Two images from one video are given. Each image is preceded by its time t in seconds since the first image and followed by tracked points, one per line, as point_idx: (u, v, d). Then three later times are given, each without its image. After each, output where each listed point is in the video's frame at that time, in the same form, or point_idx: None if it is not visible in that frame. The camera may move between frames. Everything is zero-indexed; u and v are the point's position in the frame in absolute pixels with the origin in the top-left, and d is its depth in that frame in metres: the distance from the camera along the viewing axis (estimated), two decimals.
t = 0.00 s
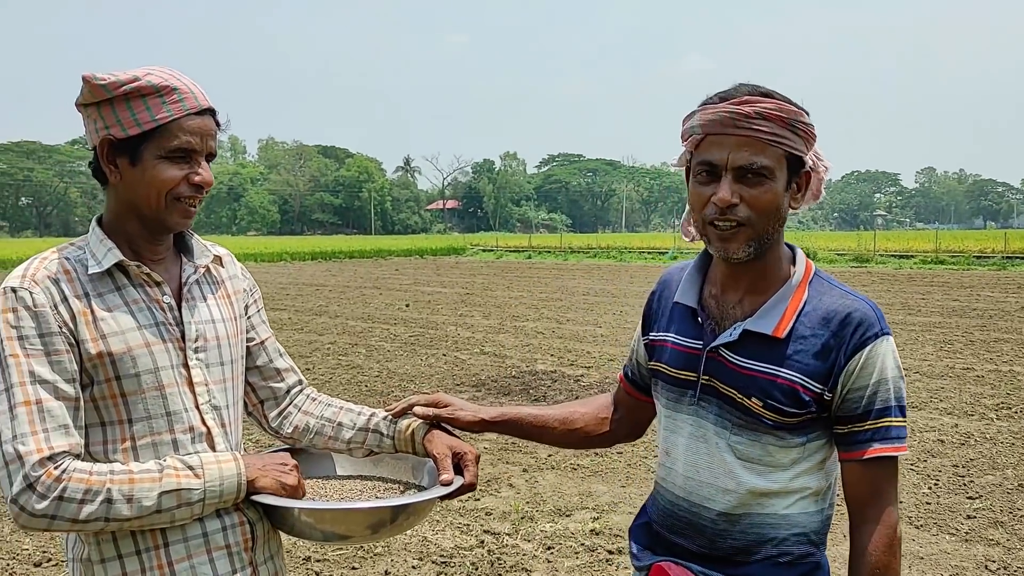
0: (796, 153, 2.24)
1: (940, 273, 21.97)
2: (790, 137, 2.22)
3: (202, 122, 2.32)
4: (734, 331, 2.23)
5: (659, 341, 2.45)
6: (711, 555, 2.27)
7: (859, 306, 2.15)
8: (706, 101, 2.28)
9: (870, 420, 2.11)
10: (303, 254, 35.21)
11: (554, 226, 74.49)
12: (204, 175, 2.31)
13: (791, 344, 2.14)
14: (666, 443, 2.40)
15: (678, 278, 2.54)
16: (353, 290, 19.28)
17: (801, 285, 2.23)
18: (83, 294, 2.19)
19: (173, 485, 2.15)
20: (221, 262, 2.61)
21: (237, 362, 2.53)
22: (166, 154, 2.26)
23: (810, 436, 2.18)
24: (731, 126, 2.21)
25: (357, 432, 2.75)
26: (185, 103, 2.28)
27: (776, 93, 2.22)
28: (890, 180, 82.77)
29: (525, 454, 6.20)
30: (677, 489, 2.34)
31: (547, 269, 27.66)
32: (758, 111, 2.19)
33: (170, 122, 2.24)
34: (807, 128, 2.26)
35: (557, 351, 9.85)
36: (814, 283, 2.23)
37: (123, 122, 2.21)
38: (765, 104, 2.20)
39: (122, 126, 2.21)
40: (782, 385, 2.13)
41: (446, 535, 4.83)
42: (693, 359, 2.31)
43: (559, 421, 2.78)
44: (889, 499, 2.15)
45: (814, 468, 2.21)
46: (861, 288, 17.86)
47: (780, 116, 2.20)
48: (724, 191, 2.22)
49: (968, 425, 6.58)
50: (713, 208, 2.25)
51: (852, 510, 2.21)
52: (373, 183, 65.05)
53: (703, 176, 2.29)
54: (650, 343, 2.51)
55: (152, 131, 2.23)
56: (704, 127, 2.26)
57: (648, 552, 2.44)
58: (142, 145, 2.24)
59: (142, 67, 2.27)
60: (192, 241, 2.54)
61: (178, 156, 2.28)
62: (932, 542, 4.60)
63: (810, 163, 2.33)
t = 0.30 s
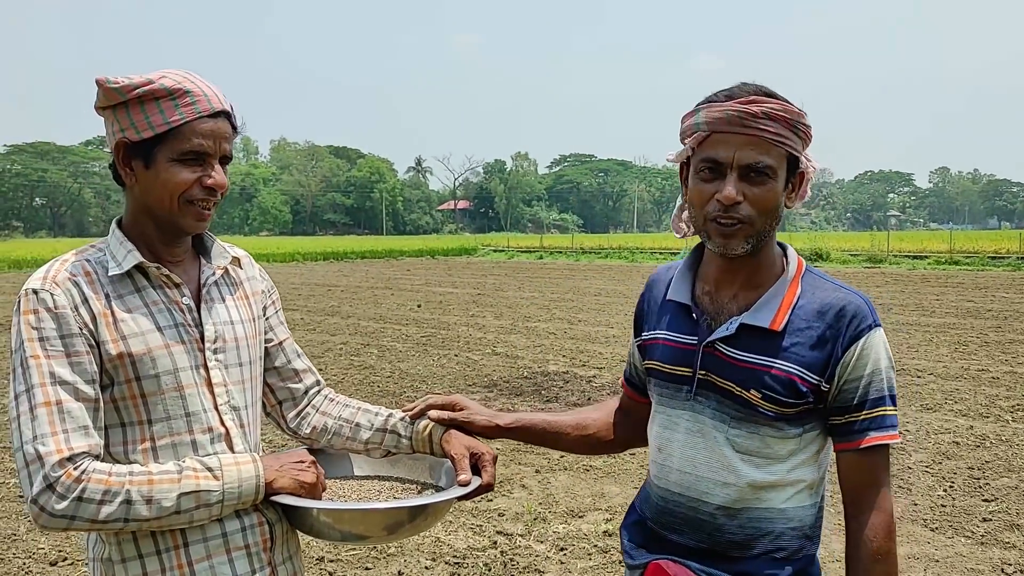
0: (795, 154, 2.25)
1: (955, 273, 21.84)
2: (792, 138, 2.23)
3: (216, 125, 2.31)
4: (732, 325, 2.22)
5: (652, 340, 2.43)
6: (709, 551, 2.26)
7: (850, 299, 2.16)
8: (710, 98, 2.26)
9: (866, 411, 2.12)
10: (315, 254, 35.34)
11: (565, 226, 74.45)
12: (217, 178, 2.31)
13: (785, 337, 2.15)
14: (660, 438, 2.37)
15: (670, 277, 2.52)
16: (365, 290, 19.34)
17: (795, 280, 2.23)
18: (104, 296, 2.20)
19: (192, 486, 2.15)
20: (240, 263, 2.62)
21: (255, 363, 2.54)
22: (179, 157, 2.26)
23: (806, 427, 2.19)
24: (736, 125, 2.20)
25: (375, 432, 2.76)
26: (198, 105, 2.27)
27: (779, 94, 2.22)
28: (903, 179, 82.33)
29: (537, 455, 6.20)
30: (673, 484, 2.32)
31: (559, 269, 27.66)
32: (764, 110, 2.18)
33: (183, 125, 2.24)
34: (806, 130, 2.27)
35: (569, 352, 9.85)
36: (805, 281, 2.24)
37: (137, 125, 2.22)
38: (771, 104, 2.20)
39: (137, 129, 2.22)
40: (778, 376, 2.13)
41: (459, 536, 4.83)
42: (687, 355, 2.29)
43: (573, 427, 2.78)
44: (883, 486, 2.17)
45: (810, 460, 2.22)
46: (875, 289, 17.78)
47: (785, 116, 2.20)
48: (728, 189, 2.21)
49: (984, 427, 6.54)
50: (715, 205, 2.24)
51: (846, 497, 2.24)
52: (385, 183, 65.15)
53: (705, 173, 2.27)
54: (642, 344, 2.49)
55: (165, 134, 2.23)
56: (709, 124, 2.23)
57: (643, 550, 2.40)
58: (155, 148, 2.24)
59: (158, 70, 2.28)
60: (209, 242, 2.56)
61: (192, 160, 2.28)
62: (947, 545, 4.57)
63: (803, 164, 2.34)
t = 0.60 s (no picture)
0: (758, 153, 2.32)
1: (964, 275, 21.76)
2: (755, 138, 2.29)
3: (219, 122, 2.30)
4: (704, 320, 2.26)
5: (634, 342, 2.45)
6: (695, 544, 2.28)
7: (819, 287, 2.21)
8: (675, 100, 2.32)
9: (835, 397, 2.16)
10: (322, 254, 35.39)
11: (571, 227, 74.40)
12: (222, 174, 2.30)
13: (756, 328, 2.19)
14: (644, 434, 2.40)
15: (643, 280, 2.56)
16: (372, 290, 19.35)
17: (764, 272, 2.27)
18: (115, 294, 2.21)
19: (201, 484, 2.15)
20: (249, 262, 2.62)
21: (264, 361, 2.54)
22: (182, 154, 2.26)
23: (783, 416, 2.23)
24: (702, 125, 2.25)
25: (383, 431, 2.76)
26: (201, 102, 2.26)
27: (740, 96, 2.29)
28: (910, 181, 82.07)
29: (544, 456, 6.20)
30: (657, 480, 2.34)
31: (565, 270, 27.64)
32: (728, 111, 2.24)
33: (186, 122, 2.24)
34: (766, 131, 2.33)
35: (575, 352, 9.84)
36: (774, 272, 2.29)
37: (143, 123, 2.22)
38: (734, 105, 2.26)
39: (141, 128, 2.22)
40: (750, 364, 2.17)
41: (466, 536, 4.83)
42: (665, 352, 2.33)
43: (580, 428, 2.80)
44: (853, 472, 2.20)
45: (790, 448, 2.26)
46: (883, 290, 17.73)
47: (748, 116, 2.27)
48: (696, 185, 2.26)
49: (993, 428, 6.52)
50: (684, 203, 2.28)
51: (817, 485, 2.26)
52: (391, 184, 65.18)
53: (673, 172, 2.32)
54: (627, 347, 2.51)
55: (169, 131, 2.23)
56: (676, 124, 2.28)
57: (631, 545, 2.43)
58: (159, 146, 2.24)
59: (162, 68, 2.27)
60: (220, 240, 2.56)
61: (195, 157, 2.28)
62: (956, 546, 4.55)
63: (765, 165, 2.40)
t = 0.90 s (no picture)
0: (715, 158, 2.29)
1: (969, 275, 21.73)
2: (705, 144, 2.27)
3: (213, 119, 2.28)
4: (691, 326, 2.27)
5: (625, 352, 2.45)
6: (694, 546, 2.27)
7: (800, 286, 2.22)
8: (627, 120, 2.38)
9: (820, 392, 2.16)
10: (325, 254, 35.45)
11: (575, 227, 74.40)
12: (214, 172, 2.28)
13: (741, 330, 2.20)
14: (640, 439, 2.40)
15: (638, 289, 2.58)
16: (376, 291, 19.38)
17: (745, 273, 2.28)
18: (119, 294, 2.21)
19: (204, 485, 2.15)
20: (254, 264, 2.63)
21: (267, 362, 2.54)
22: (175, 153, 2.25)
23: (774, 415, 2.23)
24: (647, 142, 2.30)
25: (386, 433, 2.76)
26: (193, 100, 2.25)
27: (690, 106, 2.29)
28: (915, 181, 81.95)
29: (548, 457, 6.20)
30: (654, 484, 2.34)
31: (569, 270, 27.64)
32: (670, 124, 2.27)
33: (178, 120, 2.23)
34: (724, 135, 2.30)
35: (579, 353, 9.84)
36: (757, 274, 2.30)
37: (139, 123, 2.23)
38: (677, 117, 2.27)
39: (137, 128, 2.23)
40: (737, 366, 2.18)
41: (469, 537, 4.83)
42: (655, 360, 2.34)
43: (580, 435, 2.83)
44: (845, 465, 2.19)
45: (783, 448, 2.25)
46: (887, 291, 17.72)
47: (693, 125, 2.26)
48: (646, 200, 2.29)
49: (998, 430, 6.50)
50: (639, 218, 2.32)
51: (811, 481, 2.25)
52: (395, 184, 65.22)
53: (631, 188, 2.36)
54: (618, 357, 2.51)
55: (162, 130, 2.23)
56: (626, 144, 2.34)
57: (631, 546, 2.43)
58: (154, 145, 2.25)
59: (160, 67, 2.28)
60: (226, 243, 2.57)
61: (187, 155, 2.26)
62: (961, 548, 4.54)
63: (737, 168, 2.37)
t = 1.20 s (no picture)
0: (714, 160, 2.28)
1: (972, 276, 21.71)
2: (705, 146, 2.26)
3: (207, 119, 2.27)
4: (686, 324, 2.27)
5: (625, 350, 2.45)
6: (686, 544, 2.27)
7: (796, 288, 2.22)
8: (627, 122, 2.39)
9: (814, 394, 2.16)
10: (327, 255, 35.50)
11: (576, 227, 74.40)
12: (208, 172, 2.27)
13: (736, 329, 2.20)
14: (635, 436, 2.41)
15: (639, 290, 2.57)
16: (378, 291, 19.41)
17: (742, 275, 2.28)
18: (117, 296, 2.21)
19: (203, 486, 2.15)
20: (253, 265, 2.63)
21: (268, 363, 2.54)
22: (168, 153, 2.25)
23: (767, 415, 2.22)
24: (646, 142, 2.29)
25: (386, 433, 2.75)
26: (186, 100, 2.24)
27: (689, 107, 2.29)
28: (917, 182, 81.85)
29: (550, 457, 6.20)
30: (647, 481, 2.34)
31: (571, 271, 27.63)
32: (669, 125, 2.27)
33: (171, 121, 2.22)
34: (723, 136, 2.29)
35: (581, 354, 9.84)
36: (755, 275, 2.29)
37: (134, 125, 2.23)
38: (677, 118, 2.27)
39: (132, 130, 2.23)
40: (730, 365, 2.18)
41: (471, 537, 4.83)
42: (653, 358, 2.33)
43: (576, 430, 2.84)
44: (839, 466, 2.19)
45: (777, 449, 2.24)
46: (889, 291, 17.73)
47: (692, 127, 2.26)
48: (644, 200, 2.29)
49: (1001, 431, 6.49)
50: (638, 218, 2.31)
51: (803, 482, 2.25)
52: (397, 185, 65.23)
53: (630, 189, 2.36)
54: (619, 356, 2.51)
55: (155, 132, 2.23)
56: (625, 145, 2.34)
57: (626, 544, 2.43)
58: (148, 147, 2.25)
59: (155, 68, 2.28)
60: (226, 244, 2.57)
61: (180, 156, 2.26)
62: (964, 550, 4.53)
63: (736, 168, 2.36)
